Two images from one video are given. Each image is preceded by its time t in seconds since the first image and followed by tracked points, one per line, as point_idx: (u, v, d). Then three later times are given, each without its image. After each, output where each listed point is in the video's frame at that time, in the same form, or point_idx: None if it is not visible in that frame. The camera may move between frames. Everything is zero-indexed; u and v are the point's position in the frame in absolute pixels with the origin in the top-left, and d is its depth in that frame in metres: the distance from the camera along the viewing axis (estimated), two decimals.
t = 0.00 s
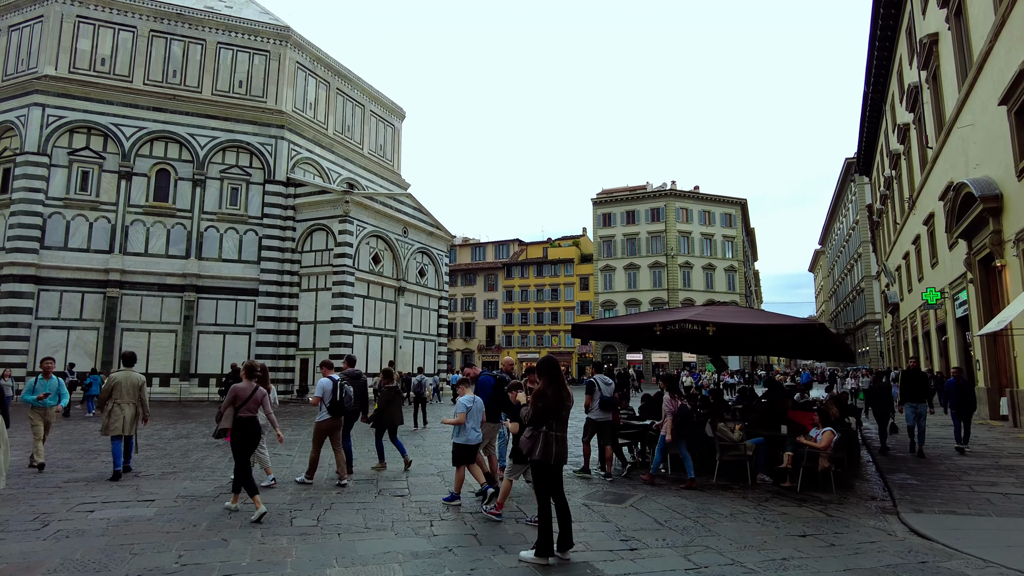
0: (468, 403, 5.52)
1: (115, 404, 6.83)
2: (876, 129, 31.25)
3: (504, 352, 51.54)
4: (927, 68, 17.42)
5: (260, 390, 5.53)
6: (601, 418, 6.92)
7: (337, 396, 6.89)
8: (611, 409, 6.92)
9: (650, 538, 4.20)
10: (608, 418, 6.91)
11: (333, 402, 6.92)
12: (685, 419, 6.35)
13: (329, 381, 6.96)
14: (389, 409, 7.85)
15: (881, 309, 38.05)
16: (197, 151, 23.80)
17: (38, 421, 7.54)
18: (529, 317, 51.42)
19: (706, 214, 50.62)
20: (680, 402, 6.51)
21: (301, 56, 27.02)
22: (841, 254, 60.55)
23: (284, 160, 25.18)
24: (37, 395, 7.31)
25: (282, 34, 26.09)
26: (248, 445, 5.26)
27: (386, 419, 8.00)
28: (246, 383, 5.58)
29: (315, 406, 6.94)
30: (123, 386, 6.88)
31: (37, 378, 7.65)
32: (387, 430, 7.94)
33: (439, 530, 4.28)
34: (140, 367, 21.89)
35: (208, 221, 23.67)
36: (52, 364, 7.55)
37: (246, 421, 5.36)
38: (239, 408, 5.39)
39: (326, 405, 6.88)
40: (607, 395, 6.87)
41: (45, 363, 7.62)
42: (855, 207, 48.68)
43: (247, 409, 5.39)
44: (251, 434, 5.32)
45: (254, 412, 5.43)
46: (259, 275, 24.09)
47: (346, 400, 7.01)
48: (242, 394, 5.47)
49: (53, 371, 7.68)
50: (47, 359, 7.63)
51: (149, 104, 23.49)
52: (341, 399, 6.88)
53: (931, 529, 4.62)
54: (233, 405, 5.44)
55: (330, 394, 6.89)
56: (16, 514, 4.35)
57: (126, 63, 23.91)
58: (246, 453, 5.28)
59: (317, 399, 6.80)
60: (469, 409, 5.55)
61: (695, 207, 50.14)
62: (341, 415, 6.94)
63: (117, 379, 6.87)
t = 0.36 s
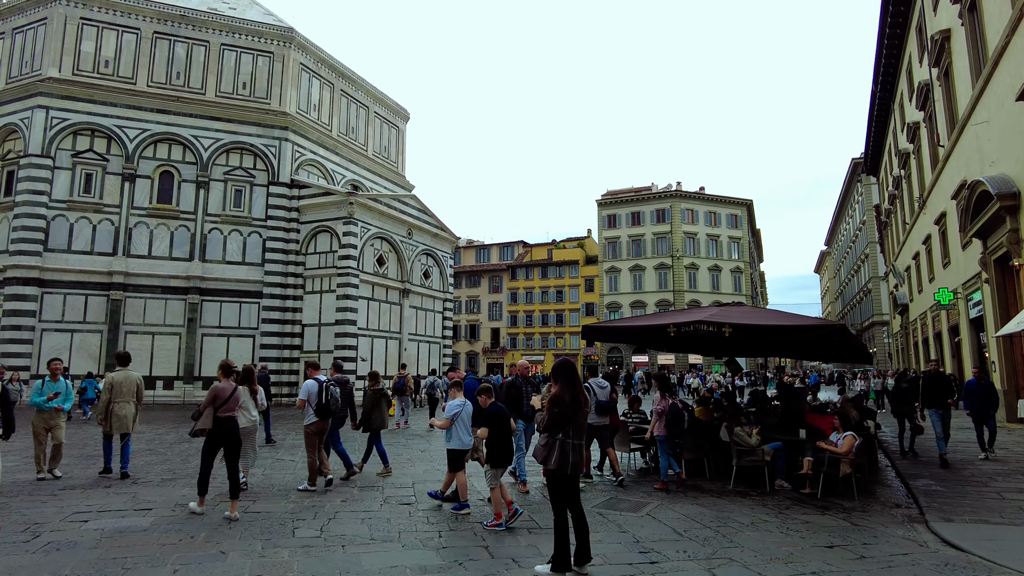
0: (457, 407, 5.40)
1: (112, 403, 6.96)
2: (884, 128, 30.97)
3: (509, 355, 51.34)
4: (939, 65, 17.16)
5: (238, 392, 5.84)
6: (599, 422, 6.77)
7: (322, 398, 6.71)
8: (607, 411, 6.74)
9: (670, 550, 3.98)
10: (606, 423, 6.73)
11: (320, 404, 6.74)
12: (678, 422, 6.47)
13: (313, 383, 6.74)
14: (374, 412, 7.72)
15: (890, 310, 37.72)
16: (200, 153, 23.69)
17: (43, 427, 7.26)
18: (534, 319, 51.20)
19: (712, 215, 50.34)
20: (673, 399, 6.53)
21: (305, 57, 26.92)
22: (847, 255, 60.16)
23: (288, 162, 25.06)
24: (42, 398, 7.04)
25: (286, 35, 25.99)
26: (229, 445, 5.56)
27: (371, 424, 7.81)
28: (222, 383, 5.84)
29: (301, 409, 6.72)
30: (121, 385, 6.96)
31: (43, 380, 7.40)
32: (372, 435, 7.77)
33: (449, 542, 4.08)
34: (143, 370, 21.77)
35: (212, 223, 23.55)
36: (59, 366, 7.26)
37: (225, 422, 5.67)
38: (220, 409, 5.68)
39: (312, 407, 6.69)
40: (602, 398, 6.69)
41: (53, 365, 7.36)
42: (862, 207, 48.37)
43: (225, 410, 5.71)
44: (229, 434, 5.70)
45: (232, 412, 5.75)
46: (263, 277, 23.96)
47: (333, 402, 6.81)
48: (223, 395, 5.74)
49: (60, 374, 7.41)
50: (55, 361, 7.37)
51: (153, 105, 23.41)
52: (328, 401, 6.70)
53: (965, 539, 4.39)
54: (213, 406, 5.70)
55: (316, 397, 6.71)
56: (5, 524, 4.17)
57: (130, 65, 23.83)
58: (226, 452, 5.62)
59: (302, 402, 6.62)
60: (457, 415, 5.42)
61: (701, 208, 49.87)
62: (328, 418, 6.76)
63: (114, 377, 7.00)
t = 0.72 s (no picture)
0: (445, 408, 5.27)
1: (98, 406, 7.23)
2: (890, 129, 30.75)
3: (512, 357, 51.11)
4: (949, 63, 16.93)
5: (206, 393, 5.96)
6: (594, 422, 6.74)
7: (312, 402, 6.79)
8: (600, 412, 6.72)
9: (692, 564, 3.76)
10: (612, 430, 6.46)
11: (309, 409, 6.79)
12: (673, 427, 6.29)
13: (304, 389, 6.88)
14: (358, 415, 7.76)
15: (897, 312, 37.40)
16: (202, 154, 23.55)
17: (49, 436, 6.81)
18: (537, 322, 50.96)
19: (716, 217, 50.11)
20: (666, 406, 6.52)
21: (308, 58, 26.79)
22: (852, 256, 59.87)
23: (291, 163, 24.91)
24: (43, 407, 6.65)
25: (288, 36, 25.86)
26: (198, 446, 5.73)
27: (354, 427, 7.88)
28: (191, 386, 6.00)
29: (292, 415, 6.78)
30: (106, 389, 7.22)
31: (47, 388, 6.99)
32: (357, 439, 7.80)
33: (457, 555, 3.88)
34: (144, 373, 21.58)
35: (214, 225, 23.39)
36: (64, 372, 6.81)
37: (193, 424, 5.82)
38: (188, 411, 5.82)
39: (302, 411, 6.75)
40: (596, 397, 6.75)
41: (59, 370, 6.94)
42: (867, 209, 48.10)
43: (192, 411, 5.88)
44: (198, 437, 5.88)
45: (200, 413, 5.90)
46: (266, 279, 23.80)
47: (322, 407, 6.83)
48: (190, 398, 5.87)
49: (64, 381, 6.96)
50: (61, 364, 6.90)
51: (155, 106, 23.28)
52: (317, 406, 6.77)
53: (1001, 552, 4.16)
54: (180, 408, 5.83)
55: (305, 402, 6.78)
56: None
57: (132, 66, 23.71)
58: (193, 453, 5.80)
59: (292, 406, 6.71)
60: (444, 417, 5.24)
61: (705, 209, 49.63)
62: (317, 423, 6.79)
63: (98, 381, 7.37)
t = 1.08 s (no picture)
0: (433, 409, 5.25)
1: (85, 407, 7.14)
2: (894, 128, 30.54)
3: (513, 359, 50.90)
4: (957, 60, 16.72)
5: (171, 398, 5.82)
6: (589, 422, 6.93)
7: (297, 402, 6.54)
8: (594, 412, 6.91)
9: None
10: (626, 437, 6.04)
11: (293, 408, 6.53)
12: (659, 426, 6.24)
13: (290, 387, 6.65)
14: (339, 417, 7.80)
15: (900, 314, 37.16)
16: (201, 153, 23.36)
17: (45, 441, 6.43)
18: (538, 323, 50.76)
19: (718, 218, 49.91)
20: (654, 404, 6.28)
21: (308, 58, 26.62)
22: (853, 257, 59.67)
23: (290, 163, 24.72)
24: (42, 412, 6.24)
25: (288, 35, 25.68)
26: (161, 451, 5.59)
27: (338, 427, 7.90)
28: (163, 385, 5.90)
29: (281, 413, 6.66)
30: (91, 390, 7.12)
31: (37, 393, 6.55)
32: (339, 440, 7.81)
33: (463, 567, 3.66)
34: (143, 374, 21.38)
35: (213, 225, 23.20)
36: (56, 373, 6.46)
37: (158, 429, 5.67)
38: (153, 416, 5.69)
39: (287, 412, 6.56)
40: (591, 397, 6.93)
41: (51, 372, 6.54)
42: (869, 210, 47.88)
43: (159, 416, 5.73)
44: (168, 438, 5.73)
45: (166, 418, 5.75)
46: (265, 280, 23.60)
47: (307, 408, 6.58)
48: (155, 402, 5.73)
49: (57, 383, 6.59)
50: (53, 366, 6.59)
51: (153, 106, 23.08)
52: (302, 406, 6.51)
53: None
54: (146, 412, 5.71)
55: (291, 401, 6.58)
56: None
57: (130, 64, 23.52)
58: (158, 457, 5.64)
59: (276, 405, 6.48)
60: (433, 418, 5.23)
61: (706, 210, 49.42)
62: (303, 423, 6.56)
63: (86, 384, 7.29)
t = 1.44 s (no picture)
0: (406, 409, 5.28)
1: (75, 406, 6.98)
2: (899, 125, 30.24)
3: (514, 358, 50.64)
4: (966, 54, 16.42)
5: (139, 389, 5.81)
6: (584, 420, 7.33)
7: (281, 402, 6.38)
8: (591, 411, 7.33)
9: None
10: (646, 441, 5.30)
11: (277, 408, 6.40)
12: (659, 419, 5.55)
13: (274, 387, 6.46)
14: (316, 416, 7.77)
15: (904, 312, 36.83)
16: (200, 150, 23.13)
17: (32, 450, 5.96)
18: (539, 322, 50.50)
19: (720, 216, 49.61)
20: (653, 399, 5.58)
21: (308, 54, 26.37)
22: (855, 256, 59.37)
23: (290, 160, 24.46)
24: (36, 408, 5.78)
25: (287, 31, 25.41)
26: (126, 443, 5.59)
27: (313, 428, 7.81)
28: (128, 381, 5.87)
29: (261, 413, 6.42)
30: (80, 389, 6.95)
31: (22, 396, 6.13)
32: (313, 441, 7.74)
33: None
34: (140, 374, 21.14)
35: (212, 223, 22.97)
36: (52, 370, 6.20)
37: (124, 421, 5.67)
38: (118, 408, 5.69)
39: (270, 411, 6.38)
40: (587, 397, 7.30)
41: (46, 370, 6.15)
42: (872, 208, 47.59)
43: (123, 411, 5.70)
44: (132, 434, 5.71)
45: (132, 410, 5.75)
46: (265, 278, 23.37)
47: (292, 408, 6.43)
48: (121, 394, 5.74)
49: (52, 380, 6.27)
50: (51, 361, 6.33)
51: (151, 102, 22.82)
52: (286, 406, 6.34)
53: None
54: (111, 405, 5.70)
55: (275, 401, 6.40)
56: None
57: (128, 61, 23.27)
58: (123, 450, 5.63)
59: (260, 404, 6.31)
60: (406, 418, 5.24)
61: (708, 208, 49.14)
62: (286, 423, 6.39)
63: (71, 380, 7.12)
